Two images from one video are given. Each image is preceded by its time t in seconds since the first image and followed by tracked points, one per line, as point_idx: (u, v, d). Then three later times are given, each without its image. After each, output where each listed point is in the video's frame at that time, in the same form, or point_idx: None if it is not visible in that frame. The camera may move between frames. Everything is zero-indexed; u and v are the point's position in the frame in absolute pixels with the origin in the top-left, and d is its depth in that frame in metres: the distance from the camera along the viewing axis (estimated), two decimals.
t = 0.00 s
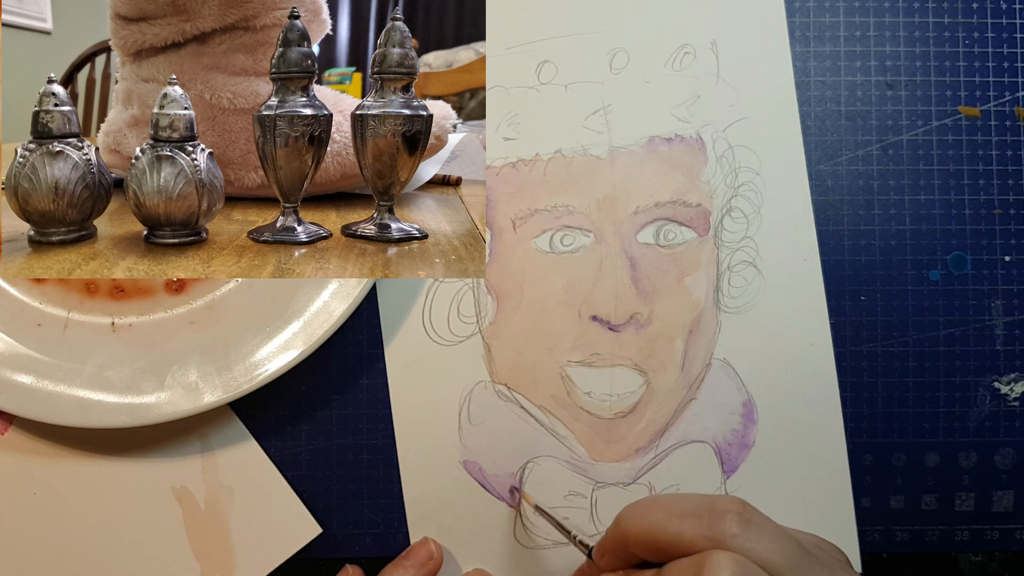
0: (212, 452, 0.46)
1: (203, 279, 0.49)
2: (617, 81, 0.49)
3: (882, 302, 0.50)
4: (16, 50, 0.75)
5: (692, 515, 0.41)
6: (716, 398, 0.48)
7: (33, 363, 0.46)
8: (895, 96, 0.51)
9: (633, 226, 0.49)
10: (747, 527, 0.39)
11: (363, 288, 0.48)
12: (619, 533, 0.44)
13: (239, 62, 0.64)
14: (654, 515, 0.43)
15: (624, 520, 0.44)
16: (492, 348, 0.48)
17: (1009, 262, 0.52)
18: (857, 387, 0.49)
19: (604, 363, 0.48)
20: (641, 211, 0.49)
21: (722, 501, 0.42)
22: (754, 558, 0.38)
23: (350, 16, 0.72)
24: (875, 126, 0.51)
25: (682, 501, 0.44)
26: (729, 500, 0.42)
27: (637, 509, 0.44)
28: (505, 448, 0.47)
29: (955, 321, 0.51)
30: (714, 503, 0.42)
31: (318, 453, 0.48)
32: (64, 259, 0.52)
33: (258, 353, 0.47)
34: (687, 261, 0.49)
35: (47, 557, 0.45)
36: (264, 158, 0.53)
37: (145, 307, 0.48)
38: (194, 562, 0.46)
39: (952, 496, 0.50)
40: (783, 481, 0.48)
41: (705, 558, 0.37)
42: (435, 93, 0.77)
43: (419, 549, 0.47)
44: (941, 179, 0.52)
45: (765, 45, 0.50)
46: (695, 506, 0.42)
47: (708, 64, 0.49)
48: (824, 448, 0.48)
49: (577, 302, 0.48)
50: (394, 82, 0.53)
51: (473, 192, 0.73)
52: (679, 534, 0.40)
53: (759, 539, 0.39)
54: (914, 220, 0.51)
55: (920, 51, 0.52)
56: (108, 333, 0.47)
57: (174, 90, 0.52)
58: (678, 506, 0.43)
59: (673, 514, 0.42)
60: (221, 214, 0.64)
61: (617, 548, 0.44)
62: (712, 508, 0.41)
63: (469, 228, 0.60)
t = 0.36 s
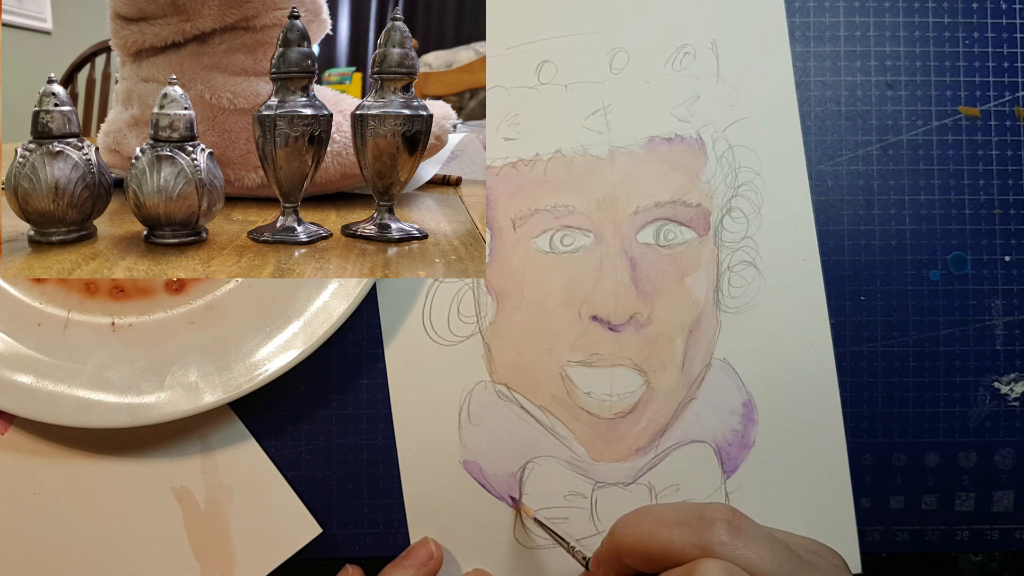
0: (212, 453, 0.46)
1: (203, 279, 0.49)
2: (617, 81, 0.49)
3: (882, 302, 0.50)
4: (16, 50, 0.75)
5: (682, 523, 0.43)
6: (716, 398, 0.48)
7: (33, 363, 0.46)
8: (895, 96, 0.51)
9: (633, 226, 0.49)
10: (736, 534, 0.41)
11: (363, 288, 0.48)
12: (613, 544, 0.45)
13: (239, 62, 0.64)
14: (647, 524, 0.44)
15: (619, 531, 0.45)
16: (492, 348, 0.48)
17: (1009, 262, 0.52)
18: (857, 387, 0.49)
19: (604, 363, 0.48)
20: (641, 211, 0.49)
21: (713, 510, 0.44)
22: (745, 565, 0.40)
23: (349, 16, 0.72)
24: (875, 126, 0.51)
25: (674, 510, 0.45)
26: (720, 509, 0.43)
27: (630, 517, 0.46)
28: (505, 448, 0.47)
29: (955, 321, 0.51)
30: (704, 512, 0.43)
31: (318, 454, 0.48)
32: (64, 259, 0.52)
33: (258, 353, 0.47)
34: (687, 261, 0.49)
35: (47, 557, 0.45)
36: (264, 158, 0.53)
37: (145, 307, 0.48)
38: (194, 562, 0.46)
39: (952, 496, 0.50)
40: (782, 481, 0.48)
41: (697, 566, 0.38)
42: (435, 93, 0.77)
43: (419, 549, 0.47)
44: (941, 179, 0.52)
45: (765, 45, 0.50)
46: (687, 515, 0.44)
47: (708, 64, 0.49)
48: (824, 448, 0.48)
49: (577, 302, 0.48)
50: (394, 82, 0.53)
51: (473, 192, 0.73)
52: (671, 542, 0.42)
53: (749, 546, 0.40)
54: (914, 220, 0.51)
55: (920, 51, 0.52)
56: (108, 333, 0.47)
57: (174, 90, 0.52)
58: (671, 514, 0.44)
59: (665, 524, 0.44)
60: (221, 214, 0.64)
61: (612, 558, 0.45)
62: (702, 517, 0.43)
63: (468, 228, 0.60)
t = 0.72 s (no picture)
0: (212, 452, 0.46)
1: (203, 279, 0.49)
2: (617, 81, 0.49)
3: (882, 302, 0.50)
4: (17, 50, 0.75)
5: (642, 503, 0.43)
6: (716, 398, 0.48)
7: (33, 363, 0.46)
8: (895, 96, 0.51)
9: (633, 226, 0.49)
10: (694, 517, 0.42)
11: (363, 288, 0.48)
12: (569, 517, 0.44)
13: (239, 62, 0.64)
14: (605, 500, 0.44)
15: (576, 503, 0.45)
16: (492, 348, 0.48)
17: (1009, 262, 0.52)
18: (857, 387, 0.49)
19: (604, 363, 0.48)
20: (641, 211, 0.49)
21: (673, 491, 0.44)
22: (699, 549, 0.41)
23: (350, 16, 0.72)
24: (875, 126, 0.51)
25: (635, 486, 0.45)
26: (679, 490, 0.44)
27: (590, 493, 0.45)
28: (505, 448, 0.47)
29: (955, 321, 0.51)
30: (664, 493, 0.43)
31: (318, 454, 0.48)
32: (64, 259, 0.52)
33: (258, 353, 0.47)
34: (687, 261, 0.49)
35: (47, 557, 0.45)
36: (264, 158, 0.53)
37: (145, 307, 0.48)
38: (194, 562, 0.46)
39: (952, 496, 0.50)
40: (782, 481, 0.48)
41: (650, 549, 0.39)
42: (435, 93, 0.77)
43: (419, 549, 0.47)
44: (941, 179, 0.52)
45: (765, 44, 0.50)
46: (647, 494, 0.44)
47: (707, 64, 0.49)
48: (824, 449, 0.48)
49: (577, 302, 0.48)
50: (394, 82, 0.53)
51: (473, 192, 0.73)
52: (628, 523, 0.42)
53: (706, 529, 0.41)
54: (914, 220, 0.51)
55: (920, 51, 0.52)
56: (108, 333, 0.47)
57: (174, 90, 0.52)
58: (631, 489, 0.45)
59: (623, 502, 0.43)
60: (221, 214, 0.64)
61: (568, 531, 0.45)
62: (662, 497, 0.43)
63: (469, 228, 0.60)
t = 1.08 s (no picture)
0: (212, 452, 0.46)
1: (204, 279, 0.49)
2: (617, 81, 0.49)
3: (882, 302, 0.50)
4: (16, 50, 0.75)
5: (645, 491, 0.42)
6: (716, 398, 0.48)
7: (33, 363, 0.46)
8: (895, 96, 0.51)
9: (633, 226, 0.49)
10: (697, 506, 0.41)
11: (363, 288, 0.48)
12: (569, 504, 0.44)
13: (239, 62, 0.64)
14: (609, 487, 0.43)
15: (578, 490, 0.44)
16: (491, 348, 0.48)
17: (1009, 262, 0.52)
18: (857, 387, 0.49)
19: (604, 363, 0.48)
20: (641, 211, 0.49)
21: (675, 481, 0.43)
22: (701, 539, 0.40)
23: (350, 16, 0.72)
24: (875, 126, 0.51)
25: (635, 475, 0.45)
26: (681, 480, 0.43)
27: (591, 480, 0.44)
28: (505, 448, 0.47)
29: (955, 321, 0.51)
30: (667, 481, 0.43)
31: (318, 454, 0.48)
32: (64, 259, 0.52)
33: (258, 353, 0.47)
34: (687, 261, 0.49)
35: (47, 557, 0.45)
36: (264, 158, 0.53)
37: (145, 307, 0.48)
38: (194, 562, 0.46)
39: (952, 496, 0.50)
40: (782, 481, 0.48)
41: (653, 537, 0.38)
42: (435, 93, 0.77)
43: (419, 549, 0.47)
44: (941, 179, 0.52)
45: (766, 44, 0.50)
46: (648, 482, 0.43)
47: (707, 64, 0.49)
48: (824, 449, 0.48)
49: (577, 302, 0.48)
50: (394, 82, 0.53)
51: (473, 192, 0.73)
52: (630, 512, 0.41)
53: (709, 519, 0.41)
54: (914, 220, 0.51)
55: (920, 51, 0.52)
56: (108, 333, 0.47)
57: (174, 90, 0.52)
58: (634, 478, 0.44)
59: (625, 489, 0.43)
60: (221, 214, 0.64)
61: (568, 519, 0.44)
62: (664, 486, 0.42)
63: (469, 228, 0.60)
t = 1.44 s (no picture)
0: (212, 452, 0.46)
1: (203, 279, 0.49)
2: (617, 81, 0.49)
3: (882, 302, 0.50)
4: (16, 50, 0.75)
5: (671, 498, 0.41)
6: (716, 398, 0.48)
7: (33, 363, 0.46)
8: (895, 96, 0.51)
9: (633, 226, 0.49)
10: (725, 513, 0.40)
11: (363, 288, 0.48)
12: (594, 515, 0.43)
13: (239, 62, 0.64)
14: (636, 495, 0.42)
15: (603, 498, 0.43)
16: (491, 347, 0.48)
17: (1009, 262, 0.52)
18: (857, 387, 0.49)
19: (604, 363, 0.48)
20: (641, 211, 0.49)
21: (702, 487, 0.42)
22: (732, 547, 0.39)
23: (350, 16, 0.72)
24: (875, 126, 0.51)
25: (660, 484, 0.44)
26: (709, 486, 0.42)
27: (617, 489, 0.44)
28: (505, 448, 0.47)
29: (955, 321, 0.51)
30: (695, 488, 0.42)
31: (318, 454, 0.48)
32: (64, 259, 0.51)
33: (258, 353, 0.47)
34: (687, 261, 0.49)
35: (47, 557, 0.45)
36: (264, 158, 0.53)
37: (145, 307, 0.48)
38: (194, 562, 0.46)
39: (952, 496, 0.50)
40: (783, 482, 0.48)
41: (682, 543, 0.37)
42: (435, 93, 0.77)
43: (419, 549, 0.47)
44: (941, 179, 0.52)
45: (765, 46, 0.50)
46: (676, 491, 0.42)
47: (708, 64, 0.49)
48: (824, 449, 0.48)
49: (577, 302, 0.48)
50: (394, 82, 0.53)
51: (473, 192, 0.73)
52: (657, 519, 0.40)
53: (738, 526, 0.39)
54: (914, 220, 0.51)
55: (920, 51, 0.52)
56: (108, 333, 0.47)
57: (174, 90, 0.52)
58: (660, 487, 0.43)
59: (652, 497, 0.42)
60: (221, 214, 0.64)
61: (593, 530, 0.43)
62: (692, 493, 0.41)
63: (469, 228, 0.60)
